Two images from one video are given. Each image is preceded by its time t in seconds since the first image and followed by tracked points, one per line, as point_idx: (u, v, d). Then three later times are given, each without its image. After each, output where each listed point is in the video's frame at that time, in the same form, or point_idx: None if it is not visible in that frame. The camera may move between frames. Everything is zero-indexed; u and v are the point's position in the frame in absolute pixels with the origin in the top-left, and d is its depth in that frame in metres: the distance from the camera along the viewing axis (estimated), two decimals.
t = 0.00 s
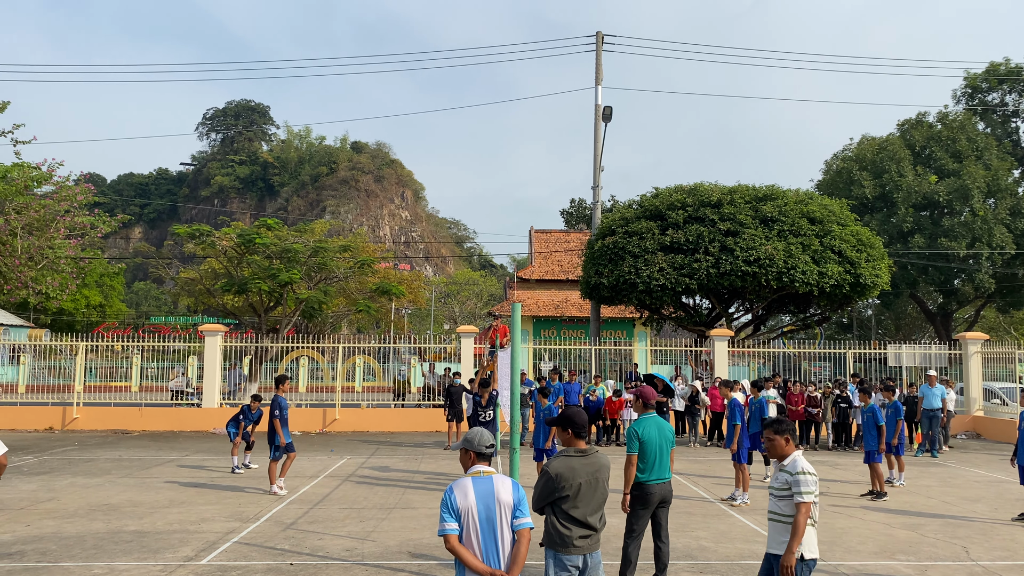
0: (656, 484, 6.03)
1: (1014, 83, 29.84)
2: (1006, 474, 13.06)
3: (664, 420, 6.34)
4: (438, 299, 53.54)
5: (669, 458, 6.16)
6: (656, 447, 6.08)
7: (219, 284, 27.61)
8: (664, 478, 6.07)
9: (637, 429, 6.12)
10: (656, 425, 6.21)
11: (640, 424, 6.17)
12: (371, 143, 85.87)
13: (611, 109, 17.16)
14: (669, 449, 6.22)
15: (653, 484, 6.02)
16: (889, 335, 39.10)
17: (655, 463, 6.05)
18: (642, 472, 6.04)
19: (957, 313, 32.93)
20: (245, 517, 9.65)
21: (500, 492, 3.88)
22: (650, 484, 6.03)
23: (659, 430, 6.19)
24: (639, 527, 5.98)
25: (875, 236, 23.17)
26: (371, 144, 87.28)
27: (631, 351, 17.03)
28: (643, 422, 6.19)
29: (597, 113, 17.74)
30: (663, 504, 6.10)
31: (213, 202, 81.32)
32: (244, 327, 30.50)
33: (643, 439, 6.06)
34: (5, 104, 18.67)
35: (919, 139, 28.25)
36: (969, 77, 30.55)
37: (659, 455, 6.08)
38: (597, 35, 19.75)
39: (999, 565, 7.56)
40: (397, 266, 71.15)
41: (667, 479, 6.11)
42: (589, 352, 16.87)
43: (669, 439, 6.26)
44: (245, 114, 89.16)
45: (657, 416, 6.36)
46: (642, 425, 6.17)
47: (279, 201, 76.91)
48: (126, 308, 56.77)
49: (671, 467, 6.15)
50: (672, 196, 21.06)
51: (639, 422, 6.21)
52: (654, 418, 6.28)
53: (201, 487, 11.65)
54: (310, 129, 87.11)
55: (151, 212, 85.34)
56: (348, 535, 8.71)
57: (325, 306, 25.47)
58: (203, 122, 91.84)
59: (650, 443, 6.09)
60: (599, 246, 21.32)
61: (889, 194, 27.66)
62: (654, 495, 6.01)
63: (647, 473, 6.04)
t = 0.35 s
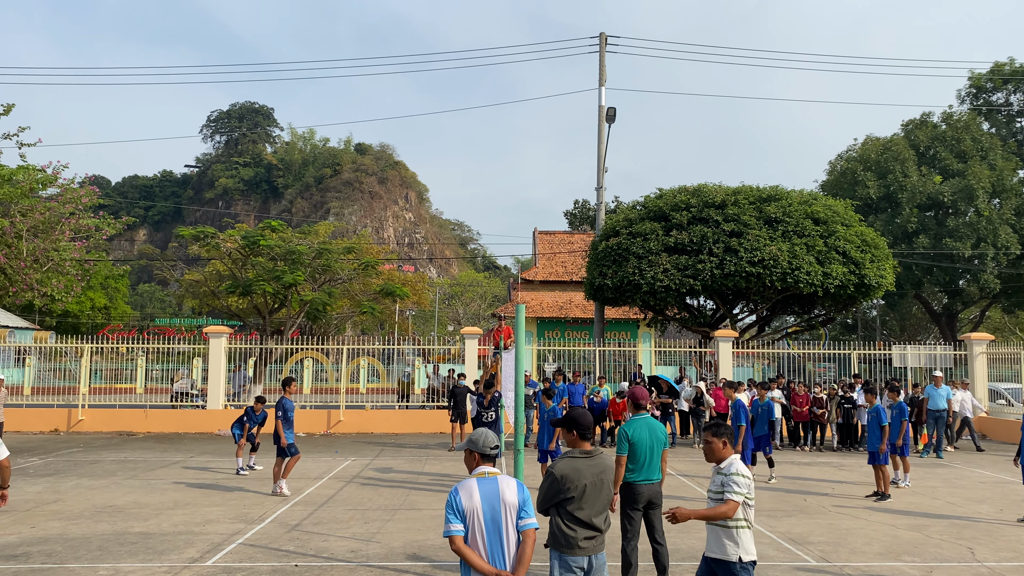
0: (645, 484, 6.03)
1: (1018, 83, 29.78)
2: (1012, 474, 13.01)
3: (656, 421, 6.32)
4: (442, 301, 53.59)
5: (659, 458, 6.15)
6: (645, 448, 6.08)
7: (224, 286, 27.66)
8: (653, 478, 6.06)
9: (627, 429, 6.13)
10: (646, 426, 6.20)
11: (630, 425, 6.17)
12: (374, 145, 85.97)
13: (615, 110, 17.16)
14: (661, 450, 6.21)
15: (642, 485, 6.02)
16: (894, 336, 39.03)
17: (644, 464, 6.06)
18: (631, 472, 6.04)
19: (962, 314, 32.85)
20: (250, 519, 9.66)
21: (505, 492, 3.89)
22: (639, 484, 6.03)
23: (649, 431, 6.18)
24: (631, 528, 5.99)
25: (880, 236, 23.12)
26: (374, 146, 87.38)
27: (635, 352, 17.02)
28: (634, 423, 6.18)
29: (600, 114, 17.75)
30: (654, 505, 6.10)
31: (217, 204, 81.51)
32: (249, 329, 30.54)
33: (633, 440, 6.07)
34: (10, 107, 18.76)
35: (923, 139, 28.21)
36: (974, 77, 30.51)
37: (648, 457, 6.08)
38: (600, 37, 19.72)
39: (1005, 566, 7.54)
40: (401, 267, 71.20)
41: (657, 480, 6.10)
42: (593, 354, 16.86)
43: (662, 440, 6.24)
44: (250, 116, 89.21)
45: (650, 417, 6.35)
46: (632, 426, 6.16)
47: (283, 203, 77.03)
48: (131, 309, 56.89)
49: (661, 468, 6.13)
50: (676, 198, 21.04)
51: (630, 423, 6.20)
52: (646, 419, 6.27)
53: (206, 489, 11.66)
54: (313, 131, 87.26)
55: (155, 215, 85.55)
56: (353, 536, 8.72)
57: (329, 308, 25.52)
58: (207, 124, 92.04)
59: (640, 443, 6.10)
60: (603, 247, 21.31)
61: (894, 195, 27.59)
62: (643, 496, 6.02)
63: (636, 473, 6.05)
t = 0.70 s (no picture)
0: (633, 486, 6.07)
1: (1020, 83, 29.75)
2: (1014, 475, 12.99)
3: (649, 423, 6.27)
4: (444, 302, 53.61)
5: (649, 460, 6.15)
6: (634, 450, 6.09)
7: (226, 287, 27.68)
8: (643, 481, 6.07)
9: (616, 431, 6.14)
10: (637, 428, 6.16)
11: (620, 427, 6.16)
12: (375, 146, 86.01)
13: (616, 111, 17.17)
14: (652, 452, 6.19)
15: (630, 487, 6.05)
16: (896, 336, 38.99)
17: (632, 467, 6.09)
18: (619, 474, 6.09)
19: (963, 314, 32.80)
20: (252, 520, 9.66)
21: (506, 493, 3.89)
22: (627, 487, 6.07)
23: (640, 433, 6.15)
24: (625, 533, 6.05)
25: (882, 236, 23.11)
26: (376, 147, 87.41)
27: (637, 353, 17.00)
28: (624, 425, 6.15)
29: (602, 115, 17.74)
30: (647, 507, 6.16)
31: (219, 206, 81.57)
32: (251, 330, 30.56)
33: (621, 443, 6.09)
34: (13, 109, 18.81)
35: (925, 139, 28.19)
36: (975, 78, 30.49)
37: (637, 459, 6.10)
38: (600, 37, 19.60)
39: (1007, 567, 7.52)
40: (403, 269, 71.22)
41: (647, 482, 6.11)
42: (594, 355, 16.85)
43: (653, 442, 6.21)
44: (251, 118, 89.17)
45: (642, 419, 6.31)
46: (623, 429, 6.14)
47: (285, 205, 77.10)
48: (134, 311, 56.94)
49: (651, 470, 6.14)
50: (678, 198, 21.02)
51: (620, 425, 6.18)
52: (637, 421, 6.23)
53: (208, 490, 11.67)
54: (315, 133, 87.31)
55: (157, 217, 85.67)
56: (355, 538, 8.72)
57: (331, 309, 25.56)
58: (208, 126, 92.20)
59: (628, 446, 6.11)
60: (604, 248, 21.32)
61: (896, 195, 27.57)
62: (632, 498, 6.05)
63: (624, 475, 6.09)
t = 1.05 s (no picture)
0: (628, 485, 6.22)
1: (1018, 85, 29.80)
2: (1013, 476, 13.01)
3: (643, 422, 6.36)
4: (443, 304, 53.62)
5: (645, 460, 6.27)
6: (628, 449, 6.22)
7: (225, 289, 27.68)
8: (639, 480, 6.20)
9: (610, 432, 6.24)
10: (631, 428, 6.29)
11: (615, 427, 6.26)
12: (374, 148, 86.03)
13: (615, 112, 17.18)
14: (648, 451, 6.30)
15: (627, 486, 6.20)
16: (895, 338, 39.01)
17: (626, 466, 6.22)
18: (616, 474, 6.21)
19: (962, 316, 32.80)
20: (252, 523, 9.66)
21: (505, 495, 3.89)
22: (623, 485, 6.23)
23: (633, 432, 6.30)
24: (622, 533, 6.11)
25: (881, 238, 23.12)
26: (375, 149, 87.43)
27: (636, 354, 17.00)
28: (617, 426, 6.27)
29: (601, 117, 17.75)
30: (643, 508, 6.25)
31: (218, 208, 81.56)
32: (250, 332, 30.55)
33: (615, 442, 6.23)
34: (11, 112, 18.85)
35: (923, 141, 28.22)
36: (974, 79, 30.53)
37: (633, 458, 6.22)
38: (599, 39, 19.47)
39: (1007, 568, 7.53)
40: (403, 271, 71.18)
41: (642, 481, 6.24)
42: (594, 357, 16.84)
43: (648, 441, 6.33)
44: (250, 120, 89.10)
45: (637, 419, 6.37)
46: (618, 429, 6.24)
47: (284, 207, 77.12)
48: (133, 313, 56.94)
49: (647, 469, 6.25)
50: (677, 200, 21.02)
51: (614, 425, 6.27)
52: (633, 422, 6.30)
53: (207, 492, 11.68)
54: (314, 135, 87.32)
55: (156, 219, 85.72)
56: (354, 540, 8.72)
57: (330, 311, 25.59)
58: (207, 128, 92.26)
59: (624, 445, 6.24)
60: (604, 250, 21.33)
61: (894, 197, 27.60)
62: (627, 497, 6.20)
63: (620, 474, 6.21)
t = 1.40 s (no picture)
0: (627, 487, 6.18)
1: (1015, 86, 29.85)
2: (1010, 477, 13.02)
3: (642, 423, 6.34)
4: (441, 305, 53.62)
5: (643, 462, 6.25)
6: (628, 451, 6.18)
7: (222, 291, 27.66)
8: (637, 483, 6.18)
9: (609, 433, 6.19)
10: (630, 430, 6.24)
11: (614, 429, 6.22)
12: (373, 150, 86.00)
13: (612, 112, 17.17)
14: (645, 453, 6.28)
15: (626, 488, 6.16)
16: (893, 339, 39.04)
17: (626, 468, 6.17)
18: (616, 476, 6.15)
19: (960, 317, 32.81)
20: (249, 524, 9.64)
21: (502, 497, 3.88)
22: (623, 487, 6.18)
23: (633, 435, 6.24)
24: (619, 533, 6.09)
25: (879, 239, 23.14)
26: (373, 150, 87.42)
27: (634, 355, 17.00)
28: (616, 427, 6.22)
29: (598, 118, 17.73)
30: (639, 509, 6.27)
31: (216, 210, 81.52)
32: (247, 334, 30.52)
33: (615, 444, 6.17)
34: (8, 114, 18.85)
35: (920, 142, 28.27)
36: (971, 81, 30.57)
37: (632, 461, 6.18)
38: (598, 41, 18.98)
39: (1004, 569, 7.52)
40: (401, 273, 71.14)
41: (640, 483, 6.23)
42: (591, 358, 16.83)
43: (646, 443, 6.31)
44: (248, 121, 89.00)
45: (635, 420, 6.34)
46: (616, 430, 6.21)
47: (282, 208, 77.08)
48: (130, 314, 56.88)
49: (645, 471, 6.24)
50: (674, 201, 21.02)
51: (613, 426, 6.24)
52: (631, 423, 6.28)
53: (205, 494, 11.65)
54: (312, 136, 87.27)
55: (153, 220, 85.65)
56: (351, 542, 8.70)
57: (327, 313, 25.60)
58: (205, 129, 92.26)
59: (623, 447, 6.19)
60: (601, 251, 21.36)
61: (891, 198, 27.65)
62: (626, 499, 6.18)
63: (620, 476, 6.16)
